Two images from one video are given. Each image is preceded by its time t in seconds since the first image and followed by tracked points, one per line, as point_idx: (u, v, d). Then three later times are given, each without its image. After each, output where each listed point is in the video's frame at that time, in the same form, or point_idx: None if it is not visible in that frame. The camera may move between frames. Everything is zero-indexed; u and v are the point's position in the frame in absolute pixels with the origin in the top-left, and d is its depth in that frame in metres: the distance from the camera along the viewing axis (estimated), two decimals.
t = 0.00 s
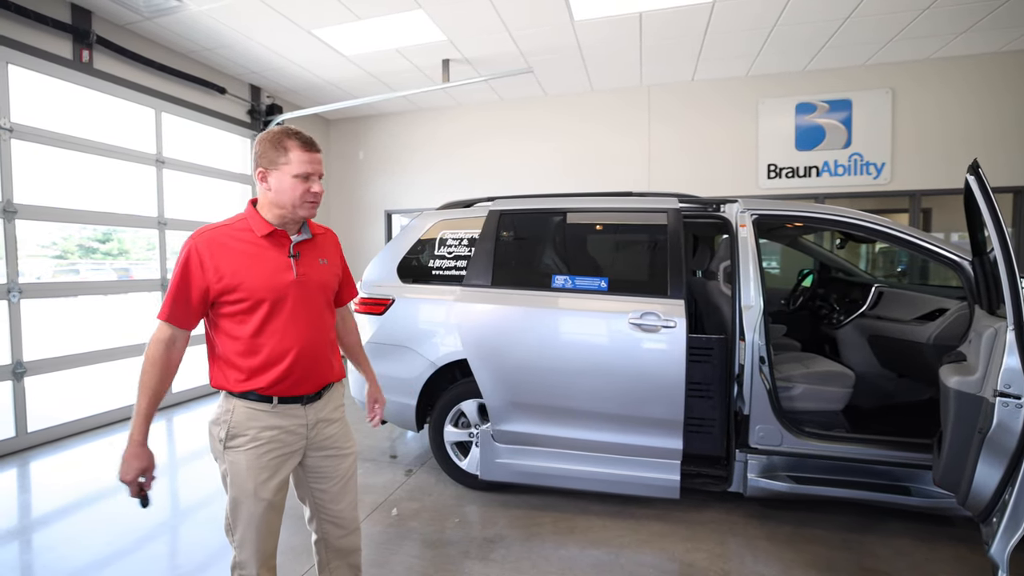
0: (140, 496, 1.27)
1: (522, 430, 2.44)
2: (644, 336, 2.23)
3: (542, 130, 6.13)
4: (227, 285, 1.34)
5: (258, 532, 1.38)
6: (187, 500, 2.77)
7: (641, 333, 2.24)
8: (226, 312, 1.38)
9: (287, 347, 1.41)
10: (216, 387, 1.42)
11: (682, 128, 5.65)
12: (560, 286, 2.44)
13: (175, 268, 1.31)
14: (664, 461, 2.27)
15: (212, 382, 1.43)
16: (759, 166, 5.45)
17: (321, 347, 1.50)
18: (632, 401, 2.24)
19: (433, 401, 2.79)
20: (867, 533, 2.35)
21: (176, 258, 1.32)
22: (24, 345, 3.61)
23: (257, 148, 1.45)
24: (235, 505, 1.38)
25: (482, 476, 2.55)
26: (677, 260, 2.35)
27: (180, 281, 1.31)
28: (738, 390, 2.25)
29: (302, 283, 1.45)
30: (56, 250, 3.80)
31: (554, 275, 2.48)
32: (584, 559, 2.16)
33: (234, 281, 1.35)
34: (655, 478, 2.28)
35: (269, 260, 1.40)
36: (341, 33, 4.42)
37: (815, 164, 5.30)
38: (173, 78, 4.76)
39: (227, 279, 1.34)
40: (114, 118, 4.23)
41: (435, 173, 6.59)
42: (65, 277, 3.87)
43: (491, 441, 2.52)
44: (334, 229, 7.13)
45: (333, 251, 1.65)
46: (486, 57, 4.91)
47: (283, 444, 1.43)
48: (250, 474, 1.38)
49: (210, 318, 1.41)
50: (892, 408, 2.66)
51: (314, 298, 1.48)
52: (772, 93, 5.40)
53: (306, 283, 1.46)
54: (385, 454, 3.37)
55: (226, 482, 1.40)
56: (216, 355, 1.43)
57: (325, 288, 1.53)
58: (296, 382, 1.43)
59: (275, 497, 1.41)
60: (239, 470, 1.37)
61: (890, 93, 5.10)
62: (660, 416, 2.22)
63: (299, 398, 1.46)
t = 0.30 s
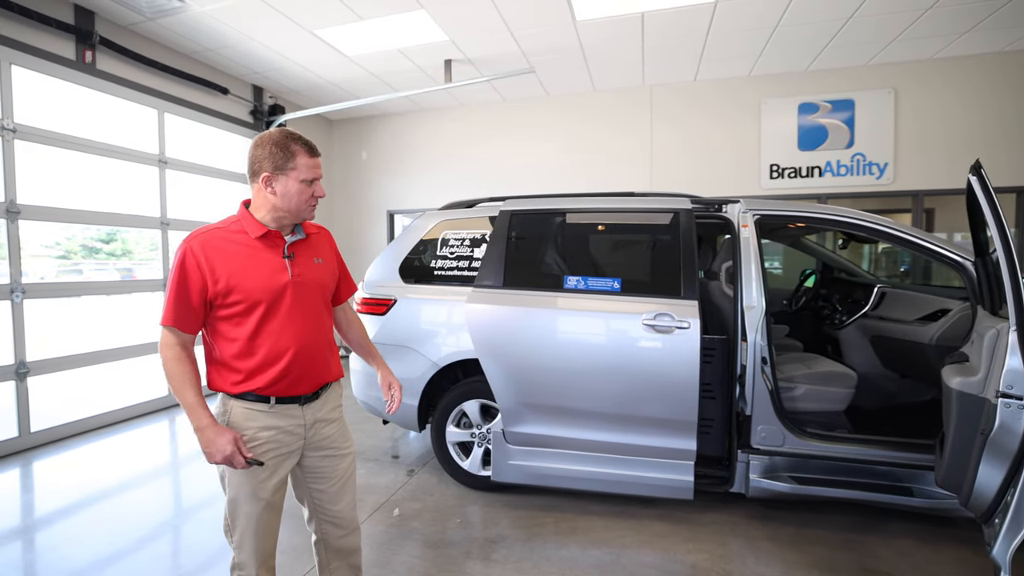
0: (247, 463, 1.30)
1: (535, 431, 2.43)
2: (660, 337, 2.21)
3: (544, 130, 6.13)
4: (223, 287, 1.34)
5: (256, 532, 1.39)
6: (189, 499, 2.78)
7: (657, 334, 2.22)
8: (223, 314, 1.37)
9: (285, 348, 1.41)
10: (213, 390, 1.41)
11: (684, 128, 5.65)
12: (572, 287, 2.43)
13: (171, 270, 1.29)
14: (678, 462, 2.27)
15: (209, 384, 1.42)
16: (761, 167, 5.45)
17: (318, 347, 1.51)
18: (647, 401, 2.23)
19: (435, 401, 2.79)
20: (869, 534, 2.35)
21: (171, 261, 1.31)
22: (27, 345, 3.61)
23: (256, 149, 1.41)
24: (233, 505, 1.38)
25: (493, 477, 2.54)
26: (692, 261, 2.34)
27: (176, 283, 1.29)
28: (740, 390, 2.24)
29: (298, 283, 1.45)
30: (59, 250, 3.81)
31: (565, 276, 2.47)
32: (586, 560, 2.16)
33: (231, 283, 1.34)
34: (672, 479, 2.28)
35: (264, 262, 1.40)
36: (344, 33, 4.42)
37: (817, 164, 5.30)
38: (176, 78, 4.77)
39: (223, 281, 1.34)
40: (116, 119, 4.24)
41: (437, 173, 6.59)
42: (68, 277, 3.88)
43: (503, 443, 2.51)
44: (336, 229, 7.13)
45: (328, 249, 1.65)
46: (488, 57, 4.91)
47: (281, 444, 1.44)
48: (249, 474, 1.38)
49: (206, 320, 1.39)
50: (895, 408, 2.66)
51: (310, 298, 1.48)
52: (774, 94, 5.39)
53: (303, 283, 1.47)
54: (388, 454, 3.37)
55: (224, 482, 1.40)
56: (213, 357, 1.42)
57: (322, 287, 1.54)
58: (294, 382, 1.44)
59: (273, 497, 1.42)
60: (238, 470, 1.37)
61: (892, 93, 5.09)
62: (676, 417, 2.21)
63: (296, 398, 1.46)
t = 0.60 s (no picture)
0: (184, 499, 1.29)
1: (544, 432, 2.43)
2: (670, 337, 2.21)
3: (546, 130, 6.13)
4: (223, 288, 1.34)
5: (258, 533, 1.39)
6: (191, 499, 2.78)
7: (666, 334, 2.21)
8: (223, 316, 1.37)
9: (286, 349, 1.41)
10: (214, 391, 1.41)
11: (686, 128, 5.65)
12: (581, 287, 2.43)
13: (170, 272, 1.29)
14: (685, 462, 2.27)
15: (209, 386, 1.42)
16: (764, 166, 5.44)
17: (319, 348, 1.51)
18: (657, 402, 2.23)
19: (438, 401, 2.79)
20: (873, 534, 2.34)
21: (169, 263, 1.30)
22: (30, 344, 3.62)
23: (255, 149, 1.41)
24: (234, 506, 1.37)
25: (502, 480, 2.54)
26: (699, 261, 2.34)
27: (175, 285, 1.29)
28: (743, 391, 2.23)
29: (298, 284, 1.45)
30: (62, 250, 3.82)
31: (574, 277, 2.46)
32: (588, 560, 2.16)
33: (230, 284, 1.34)
34: (683, 480, 2.27)
35: (264, 263, 1.40)
36: (346, 33, 4.42)
37: (820, 164, 5.29)
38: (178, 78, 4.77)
39: (223, 282, 1.34)
40: (119, 119, 4.24)
41: (438, 173, 6.59)
42: (71, 277, 3.89)
43: (512, 445, 2.50)
44: (338, 229, 7.14)
45: (328, 250, 1.65)
46: (490, 57, 4.91)
47: (282, 445, 1.43)
48: (250, 474, 1.38)
49: (205, 322, 1.39)
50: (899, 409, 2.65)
51: (311, 299, 1.48)
52: (776, 93, 5.38)
53: (303, 284, 1.47)
54: (390, 454, 3.37)
55: (225, 483, 1.40)
56: (213, 358, 1.42)
57: (322, 287, 1.54)
58: (295, 383, 1.44)
59: (275, 498, 1.41)
60: (238, 471, 1.37)
61: (896, 93, 5.08)
62: (686, 417, 2.20)
63: (297, 399, 1.46)
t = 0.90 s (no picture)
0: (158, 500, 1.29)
1: (552, 433, 2.42)
2: (678, 337, 2.21)
3: (548, 130, 6.13)
4: (223, 288, 1.34)
5: (258, 533, 1.39)
6: (193, 499, 2.78)
7: (674, 335, 2.21)
8: (223, 316, 1.38)
9: (286, 348, 1.41)
10: (215, 390, 1.41)
11: (688, 128, 5.65)
12: (588, 287, 2.43)
13: (168, 273, 1.29)
14: (691, 462, 2.27)
15: (209, 385, 1.42)
16: (766, 166, 5.44)
17: (320, 347, 1.51)
18: (666, 401, 2.22)
19: (439, 401, 2.79)
20: (874, 534, 2.34)
21: (169, 263, 1.31)
22: (33, 344, 3.62)
23: (252, 150, 1.41)
24: (234, 506, 1.37)
25: (511, 480, 2.53)
26: (707, 260, 2.33)
27: (174, 285, 1.29)
28: (744, 390, 2.22)
29: (299, 284, 1.45)
30: (65, 250, 3.83)
31: (581, 277, 2.46)
32: (590, 560, 2.16)
33: (230, 284, 1.34)
34: (692, 480, 2.27)
35: (263, 263, 1.40)
36: (349, 33, 4.43)
37: (822, 164, 5.28)
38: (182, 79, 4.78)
39: (223, 281, 1.34)
40: (121, 119, 4.24)
41: (440, 174, 6.59)
42: (73, 277, 3.89)
43: (520, 445, 2.50)
44: (340, 229, 7.14)
45: (328, 248, 1.65)
46: (492, 57, 4.92)
47: (282, 445, 1.43)
48: (250, 474, 1.38)
49: (205, 322, 1.40)
50: (901, 409, 2.64)
51: (311, 298, 1.48)
52: (779, 93, 5.38)
53: (303, 283, 1.47)
54: (391, 453, 3.37)
55: (225, 483, 1.40)
56: (213, 358, 1.42)
57: (322, 286, 1.53)
58: (296, 382, 1.44)
59: (275, 498, 1.41)
60: (237, 471, 1.37)
61: (898, 93, 5.07)
62: (698, 418, 2.20)
63: (298, 399, 1.46)
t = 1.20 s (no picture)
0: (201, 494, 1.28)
1: (558, 433, 2.42)
2: (685, 337, 2.20)
3: (549, 129, 6.13)
4: (222, 288, 1.34)
5: (258, 533, 1.39)
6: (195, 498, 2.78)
7: (682, 335, 2.21)
8: (223, 316, 1.38)
9: (286, 348, 1.41)
10: (215, 391, 1.41)
11: (690, 128, 5.64)
12: (595, 287, 2.42)
13: (168, 273, 1.29)
14: (693, 461, 2.27)
15: (210, 386, 1.42)
16: (768, 166, 5.43)
17: (320, 347, 1.50)
18: (673, 400, 2.22)
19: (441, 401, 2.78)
20: (875, 535, 2.34)
21: (169, 264, 1.31)
22: (34, 344, 3.63)
23: (243, 149, 1.43)
24: (234, 506, 1.38)
25: (518, 481, 2.53)
26: (713, 260, 2.33)
27: (173, 286, 1.29)
28: (746, 391, 2.23)
29: (298, 283, 1.45)
30: (67, 250, 3.83)
31: (588, 277, 2.45)
32: (591, 560, 2.15)
33: (229, 284, 1.35)
34: (695, 480, 2.27)
35: (262, 263, 1.40)
36: (350, 33, 4.43)
37: (824, 164, 5.28)
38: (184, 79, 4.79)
39: (222, 282, 1.34)
40: (122, 119, 4.25)
41: (441, 173, 6.59)
42: (75, 276, 3.90)
43: (526, 446, 2.50)
44: (341, 229, 7.14)
45: (329, 248, 1.64)
46: (494, 57, 4.91)
47: (281, 444, 1.43)
48: (249, 474, 1.38)
49: (205, 322, 1.40)
50: (903, 410, 2.64)
51: (311, 298, 1.48)
52: (781, 93, 5.37)
53: (302, 283, 1.47)
54: (392, 453, 3.37)
55: (225, 482, 1.40)
56: (213, 358, 1.43)
57: (322, 286, 1.53)
58: (296, 382, 1.44)
59: (275, 497, 1.41)
60: (237, 470, 1.37)
61: (900, 93, 5.06)
62: (712, 420, 2.19)
63: (298, 398, 1.46)
